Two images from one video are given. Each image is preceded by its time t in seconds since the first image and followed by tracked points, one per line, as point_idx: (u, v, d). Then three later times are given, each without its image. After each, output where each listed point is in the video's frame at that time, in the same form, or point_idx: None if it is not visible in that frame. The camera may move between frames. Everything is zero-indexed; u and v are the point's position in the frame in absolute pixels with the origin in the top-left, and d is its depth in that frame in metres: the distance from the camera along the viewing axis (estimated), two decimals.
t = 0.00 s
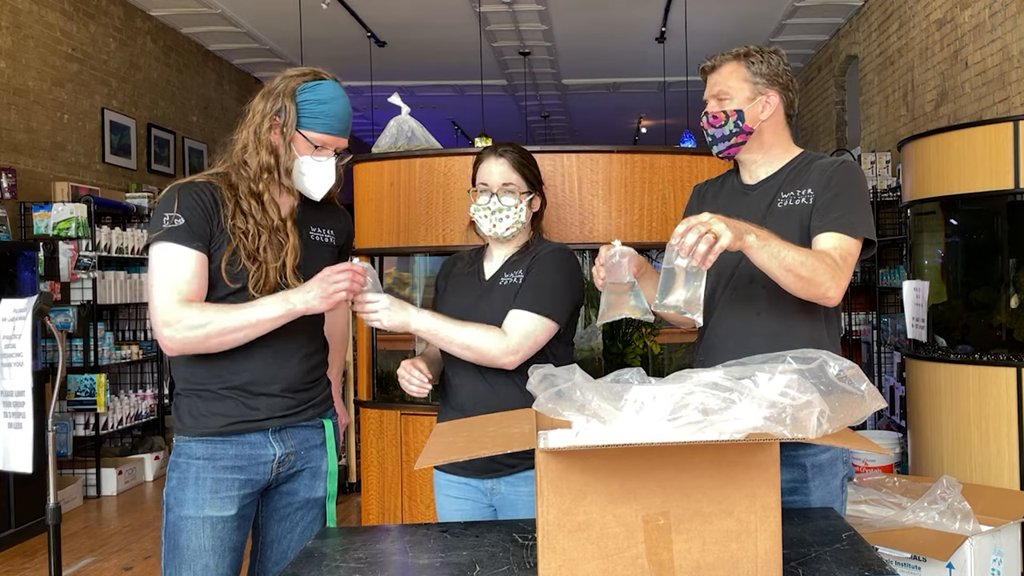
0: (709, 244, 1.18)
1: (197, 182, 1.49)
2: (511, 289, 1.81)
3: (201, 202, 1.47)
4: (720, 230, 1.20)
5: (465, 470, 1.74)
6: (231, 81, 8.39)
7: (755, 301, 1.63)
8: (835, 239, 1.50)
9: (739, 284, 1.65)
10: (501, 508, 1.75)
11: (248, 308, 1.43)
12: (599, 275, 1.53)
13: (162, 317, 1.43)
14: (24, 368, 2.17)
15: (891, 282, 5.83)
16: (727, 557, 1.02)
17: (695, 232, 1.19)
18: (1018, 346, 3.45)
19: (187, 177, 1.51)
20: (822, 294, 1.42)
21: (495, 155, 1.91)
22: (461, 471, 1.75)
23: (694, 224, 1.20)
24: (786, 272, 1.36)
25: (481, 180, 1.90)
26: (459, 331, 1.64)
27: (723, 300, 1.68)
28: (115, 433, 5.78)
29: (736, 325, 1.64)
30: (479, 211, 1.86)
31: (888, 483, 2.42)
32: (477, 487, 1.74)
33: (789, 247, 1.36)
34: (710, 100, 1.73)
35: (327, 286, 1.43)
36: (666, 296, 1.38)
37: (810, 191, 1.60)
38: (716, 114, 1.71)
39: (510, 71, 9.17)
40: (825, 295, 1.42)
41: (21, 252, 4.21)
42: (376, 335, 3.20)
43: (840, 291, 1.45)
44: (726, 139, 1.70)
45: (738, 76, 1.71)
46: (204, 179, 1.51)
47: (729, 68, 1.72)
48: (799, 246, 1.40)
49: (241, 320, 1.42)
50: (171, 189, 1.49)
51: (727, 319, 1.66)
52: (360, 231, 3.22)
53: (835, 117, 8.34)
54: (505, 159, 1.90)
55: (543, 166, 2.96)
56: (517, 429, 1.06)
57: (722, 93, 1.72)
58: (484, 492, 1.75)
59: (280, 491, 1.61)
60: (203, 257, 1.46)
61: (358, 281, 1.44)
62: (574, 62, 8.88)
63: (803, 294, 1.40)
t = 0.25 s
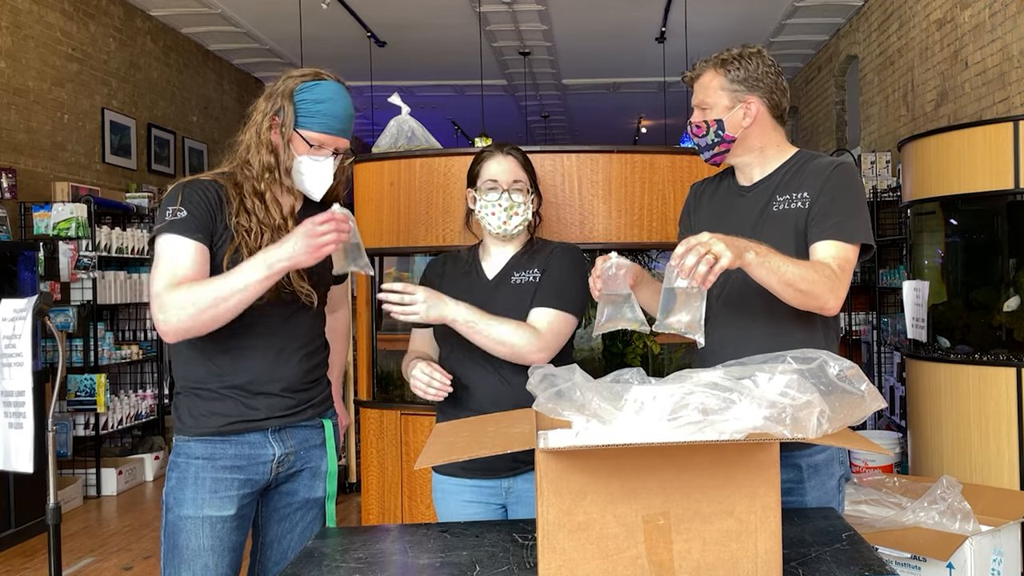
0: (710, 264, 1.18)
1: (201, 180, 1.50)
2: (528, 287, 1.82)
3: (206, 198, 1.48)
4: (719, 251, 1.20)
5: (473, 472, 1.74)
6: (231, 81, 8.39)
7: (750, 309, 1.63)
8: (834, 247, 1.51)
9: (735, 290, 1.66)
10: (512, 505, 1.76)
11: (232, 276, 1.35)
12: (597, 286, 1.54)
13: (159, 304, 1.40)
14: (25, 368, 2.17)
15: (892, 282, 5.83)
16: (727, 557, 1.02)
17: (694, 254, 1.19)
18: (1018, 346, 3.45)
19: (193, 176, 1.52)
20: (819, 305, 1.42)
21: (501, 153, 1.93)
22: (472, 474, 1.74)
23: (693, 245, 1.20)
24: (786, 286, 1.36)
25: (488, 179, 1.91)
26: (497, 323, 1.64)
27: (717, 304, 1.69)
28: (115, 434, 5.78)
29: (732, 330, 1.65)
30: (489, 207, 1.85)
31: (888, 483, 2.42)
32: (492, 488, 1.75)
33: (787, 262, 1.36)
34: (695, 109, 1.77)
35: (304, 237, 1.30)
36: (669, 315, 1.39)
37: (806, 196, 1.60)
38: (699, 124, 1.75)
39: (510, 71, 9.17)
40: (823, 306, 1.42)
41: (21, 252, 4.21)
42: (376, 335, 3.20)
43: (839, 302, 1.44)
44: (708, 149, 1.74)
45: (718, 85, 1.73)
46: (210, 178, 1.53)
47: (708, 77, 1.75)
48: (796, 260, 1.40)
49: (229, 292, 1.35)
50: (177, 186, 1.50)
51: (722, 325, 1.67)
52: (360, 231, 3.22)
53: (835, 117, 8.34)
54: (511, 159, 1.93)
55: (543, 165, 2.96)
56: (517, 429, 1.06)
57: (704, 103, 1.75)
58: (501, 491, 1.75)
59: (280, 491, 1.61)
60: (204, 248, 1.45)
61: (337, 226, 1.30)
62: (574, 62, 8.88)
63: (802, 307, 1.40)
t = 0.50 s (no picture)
0: (710, 280, 1.18)
1: (207, 174, 1.51)
2: (547, 287, 1.83)
3: (209, 189, 1.49)
4: (719, 265, 1.20)
5: (485, 475, 1.71)
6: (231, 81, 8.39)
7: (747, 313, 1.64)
8: (832, 252, 1.50)
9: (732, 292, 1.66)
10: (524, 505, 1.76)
11: (201, 226, 1.29)
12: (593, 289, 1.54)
13: (142, 264, 1.36)
14: (25, 368, 2.17)
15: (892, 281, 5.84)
16: (727, 557, 1.02)
17: (694, 269, 1.18)
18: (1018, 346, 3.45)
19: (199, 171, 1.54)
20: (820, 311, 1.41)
21: (500, 155, 1.89)
22: (486, 476, 1.71)
23: (693, 260, 1.19)
24: (785, 294, 1.36)
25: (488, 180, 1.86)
26: (543, 320, 1.66)
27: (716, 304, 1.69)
28: (115, 434, 5.78)
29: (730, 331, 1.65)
30: (495, 209, 1.81)
31: (888, 483, 2.42)
32: (507, 488, 1.73)
33: (786, 271, 1.36)
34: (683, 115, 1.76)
35: (265, 178, 1.22)
36: (667, 329, 1.39)
37: (800, 198, 1.60)
38: (687, 130, 1.75)
39: (510, 71, 9.17)
40: (823, 312, 1.42)
41: (21, 252, 4.21)
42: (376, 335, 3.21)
43: (838, 309, 1.44)
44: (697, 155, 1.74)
45: (703, 91, 1.72)
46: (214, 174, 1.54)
47: (694, 81, 1.74)
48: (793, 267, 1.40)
49: (202, 246, 1.30)
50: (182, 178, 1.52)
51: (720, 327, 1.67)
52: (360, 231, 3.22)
53: (835, 117, 8.34)
54: (511, 160, 1.89)
55: (543, 165, 2.96)
56: (517, 429, 1.06)
57: (691, 109, 1.74)
58: (515, 490, 1.74)
59: (279, 492, 1.61)
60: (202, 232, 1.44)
61: (299, 164, 1.21)
62: (574, 62, 8.88)
63: (803, 313, 1.40)
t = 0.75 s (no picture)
0: (716, 289, 1.17)
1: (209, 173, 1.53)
2: (551, 294, 1.83)
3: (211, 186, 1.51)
4: (726, 276, 1.19)
5: (492, 476, 1.71)
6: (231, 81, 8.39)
7: (746, 311, 1.64)
8: (832, 255, 1.52)
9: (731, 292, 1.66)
10: (529, 504, 1.75)
11: (176, 197, 1.33)
12: (595, 296, 1.54)
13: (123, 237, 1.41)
14: (25, 368, 2.17)
15: (892, 281, 5.85)
16: (727, 557, 1.02)
17: (702, 278, 1.17)
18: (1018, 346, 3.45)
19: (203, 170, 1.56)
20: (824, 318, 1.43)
21: (508, 179, 1.78)
22: (494, 476, 1.71)
23: (699, 268, 1.18)
24: (791, 302, 1.36)
25: (493, 205, 1.78)
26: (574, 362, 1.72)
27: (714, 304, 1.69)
28: (115, 434, 5.78)
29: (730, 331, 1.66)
30: (497, 236, 1.77)
31: (888, 483, 2.42)
32: (515, 488, 1.73)
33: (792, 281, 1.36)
34: (685, 112, 1.76)
35: (231, 149, 1.25)
36: (670, 334, 1.35)
37: (799, 198, 1.60)
38: (690, 128, 1.75)
39: (510, 71, 9.17)
40: (826, 318, 1.43)
41: (21, 252, 4.21)
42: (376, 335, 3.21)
43: (839, 313, 1.45)
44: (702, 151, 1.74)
45: (705, 87, 1.72)
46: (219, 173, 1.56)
47: (697, 77, 1.74)
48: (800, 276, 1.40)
49: (178, 217, 1.34)
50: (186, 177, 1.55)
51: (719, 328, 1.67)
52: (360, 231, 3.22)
53: (835, 117, 8.34)
54: (518, 186, 1.79)
55: (543, 165, 2.96)
56: (517, 429, 1.06)
57: (694, 107, 1.74)
58: (523, 489, 1.74)
59: (278, 492, 1.61)
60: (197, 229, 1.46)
61: (264, 133, 1.24)
62: (574, 62, 8.88)
63: (807, 318, 1.41)
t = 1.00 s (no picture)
0: (738, 289, 1.19)
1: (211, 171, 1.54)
2: (552, 301, 1.83)
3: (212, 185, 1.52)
4: (748, 276, 1.20)
5: (491, 476, 1.71)
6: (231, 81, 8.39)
7: (749, 307, 1.64)
8: (838, 255, 1.54)
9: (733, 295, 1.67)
10: (528, 505, 1.75)
11: (162, 194, 1.33)
12: (605, 291, 1.53)
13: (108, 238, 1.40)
14: (25, 368, 2.17)
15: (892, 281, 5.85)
16: (727, 557, 1.02)
17: (724, 274, 1.19)
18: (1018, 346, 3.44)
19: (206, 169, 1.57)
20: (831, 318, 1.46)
21: (513, 191, 1.79)
22: (489, 477, 1.71)
23: (724, 265, 1.20)
24: (800, 304, 1.39)
25: (499, 215, 1.78)
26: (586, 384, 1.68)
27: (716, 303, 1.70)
28: (115, 434, 5.78)
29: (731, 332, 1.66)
30: (502, 247, 1.77)
31: (888, 483, 2.42)
32: (514, 489, 1.72)
33: (805, 286, 1.38)
34: (740, 85, 1.64)
35: (219, 140, 1.26)
36: (685, 328, 1.37)
37: (806, 196, 1.60)
38: (751, 100, 1.63)
39: (510, 71, 9.17)
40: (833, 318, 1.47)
41: (21, 252, 4.21)
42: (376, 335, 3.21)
43: (846, 312, 1.49)
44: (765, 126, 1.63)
45: (765, 66, 1.66)
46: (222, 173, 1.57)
47: (756, 54, 1.65)
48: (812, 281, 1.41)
49: (164, 213, 1.34)
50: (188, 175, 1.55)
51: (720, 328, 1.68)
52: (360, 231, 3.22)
53: (835, 117, 8.34)
54: (522, 198, 1.79)
55: (543, 165, 2.96)
56: (517, 429, 1.06)
57: (753, 81, 1.64)
58: (521, 490, 1.74)
59: (278, 492, 1.61)
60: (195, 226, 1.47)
61: (251, 124, 1.26)
62: (574, 62, 8.88)
63: (813, 319, 1.44)
